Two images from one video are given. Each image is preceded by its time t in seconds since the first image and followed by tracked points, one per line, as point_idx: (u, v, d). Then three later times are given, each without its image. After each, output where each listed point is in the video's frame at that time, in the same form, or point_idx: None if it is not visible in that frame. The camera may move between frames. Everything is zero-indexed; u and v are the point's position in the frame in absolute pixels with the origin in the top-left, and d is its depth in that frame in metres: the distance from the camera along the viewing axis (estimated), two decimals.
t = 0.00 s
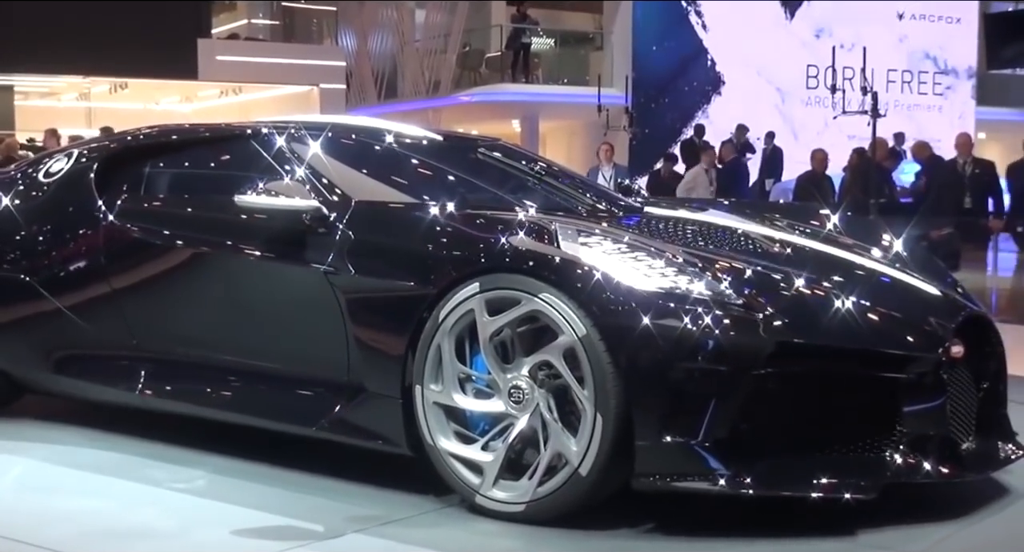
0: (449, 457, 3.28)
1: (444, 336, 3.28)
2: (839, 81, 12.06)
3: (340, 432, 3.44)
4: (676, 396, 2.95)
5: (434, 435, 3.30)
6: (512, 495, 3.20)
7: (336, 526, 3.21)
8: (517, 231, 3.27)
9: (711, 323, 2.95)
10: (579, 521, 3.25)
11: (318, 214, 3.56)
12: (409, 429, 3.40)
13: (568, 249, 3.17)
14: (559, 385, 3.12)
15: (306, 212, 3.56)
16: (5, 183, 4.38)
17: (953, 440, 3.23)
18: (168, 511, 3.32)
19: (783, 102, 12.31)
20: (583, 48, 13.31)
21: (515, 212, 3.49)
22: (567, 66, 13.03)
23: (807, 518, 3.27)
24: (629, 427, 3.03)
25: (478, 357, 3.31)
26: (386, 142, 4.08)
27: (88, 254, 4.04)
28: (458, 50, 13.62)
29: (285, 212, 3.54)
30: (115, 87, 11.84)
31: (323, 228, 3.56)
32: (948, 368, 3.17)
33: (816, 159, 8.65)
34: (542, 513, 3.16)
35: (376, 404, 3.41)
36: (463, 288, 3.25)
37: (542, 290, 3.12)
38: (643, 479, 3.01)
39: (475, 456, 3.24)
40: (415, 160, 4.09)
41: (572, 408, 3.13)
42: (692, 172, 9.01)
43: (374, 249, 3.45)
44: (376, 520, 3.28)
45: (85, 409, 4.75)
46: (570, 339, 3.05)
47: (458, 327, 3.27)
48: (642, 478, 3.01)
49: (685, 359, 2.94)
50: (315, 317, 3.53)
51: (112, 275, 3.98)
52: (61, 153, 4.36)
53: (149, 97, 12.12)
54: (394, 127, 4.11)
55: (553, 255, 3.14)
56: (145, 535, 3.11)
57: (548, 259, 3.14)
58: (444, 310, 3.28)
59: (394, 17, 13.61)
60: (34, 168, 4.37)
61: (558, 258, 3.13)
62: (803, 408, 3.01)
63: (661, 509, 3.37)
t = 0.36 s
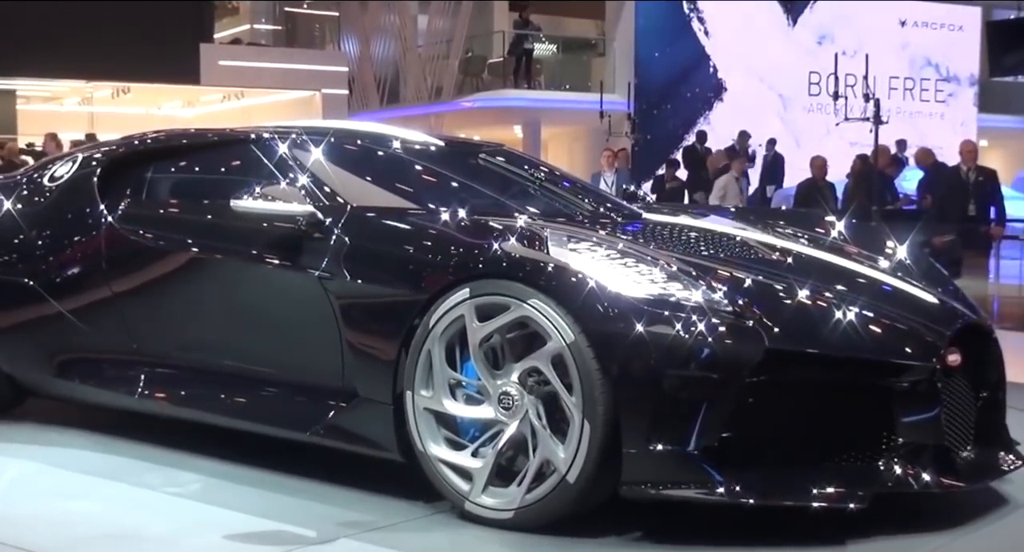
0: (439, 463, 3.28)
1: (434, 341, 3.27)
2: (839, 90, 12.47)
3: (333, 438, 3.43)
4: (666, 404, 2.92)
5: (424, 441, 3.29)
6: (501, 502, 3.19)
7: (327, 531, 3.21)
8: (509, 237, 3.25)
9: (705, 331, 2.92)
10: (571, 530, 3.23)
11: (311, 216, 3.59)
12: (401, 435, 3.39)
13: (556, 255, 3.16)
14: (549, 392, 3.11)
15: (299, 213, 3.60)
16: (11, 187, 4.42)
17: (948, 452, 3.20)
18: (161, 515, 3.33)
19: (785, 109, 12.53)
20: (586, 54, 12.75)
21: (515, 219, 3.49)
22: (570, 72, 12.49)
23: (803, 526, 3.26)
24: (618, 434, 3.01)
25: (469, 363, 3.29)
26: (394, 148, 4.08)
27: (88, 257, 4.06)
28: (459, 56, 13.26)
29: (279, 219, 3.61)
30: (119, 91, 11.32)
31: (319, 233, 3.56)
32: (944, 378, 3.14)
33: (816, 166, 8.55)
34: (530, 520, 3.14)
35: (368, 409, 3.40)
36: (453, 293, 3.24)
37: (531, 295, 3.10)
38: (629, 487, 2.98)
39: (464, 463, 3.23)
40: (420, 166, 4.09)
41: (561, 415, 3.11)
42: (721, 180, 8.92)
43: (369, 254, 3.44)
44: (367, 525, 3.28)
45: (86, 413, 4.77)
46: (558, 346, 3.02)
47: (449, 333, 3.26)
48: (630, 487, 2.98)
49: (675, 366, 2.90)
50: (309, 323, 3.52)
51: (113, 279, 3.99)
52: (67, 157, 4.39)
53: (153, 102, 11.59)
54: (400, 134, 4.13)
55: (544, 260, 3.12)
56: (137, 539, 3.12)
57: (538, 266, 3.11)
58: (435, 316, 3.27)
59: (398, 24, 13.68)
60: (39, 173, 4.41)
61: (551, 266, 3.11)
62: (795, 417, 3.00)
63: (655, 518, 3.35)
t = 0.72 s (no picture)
0: (422, 467, 3.27)
1: (418, 346, 3.26)
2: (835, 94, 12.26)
3: (320, 442, 3.42)
4: (649, 409, 2.91)
5: (408, 446, 3.29)
6: (484, 507, 3.18)
7: (313, 536, 3.20)
8: (493, 241, 3.24)
9: (692, 334, 2.91)
10: (555, 535, 3.22)
11: (300, 222, 3.55)
12: (385, 440, 3.38)
13: (539, 258, 3.14)
14: (531, 396, 3.10)
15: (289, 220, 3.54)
16: (7, 192, 4.42)
17: (938, 457, 3.18)
18: (149, 520, 3.32)
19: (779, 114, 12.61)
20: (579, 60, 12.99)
21: (506, 223, 3.48)
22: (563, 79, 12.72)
23: (794, 532, 3.25)
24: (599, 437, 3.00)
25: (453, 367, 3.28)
26: (392, 152, 4.08)
27: (80, 263, 4.06)
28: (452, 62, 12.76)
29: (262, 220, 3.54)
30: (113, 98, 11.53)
31: (307, 237, 3.55)
32: (933, 382, 3.12)
33: (811, 171, 8.52)
34: (512, 525, 3.14)
35: (353, 415, 3.39)
36: (437, 297, 3.23)
37: (513, 299, 3.09)
38: (609, 492, 2.97)
39: (448, 467, 3.23)
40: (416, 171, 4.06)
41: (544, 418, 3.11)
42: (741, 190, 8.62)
43: (357, 259, 3.43)
44: (354, 529, 3.27)
45: (80, 417, 4.76)
46: (540, 349, 3.02)
47: (432, 337, 3.26)
48: (611, 492, 2.98)
49: (658, 370, 2.89)
50: (297, 328, 3.52)
51: (104, 283, 3.99)
52: (63, 162, 4.39)
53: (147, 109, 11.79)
54: (395, 137, 4.11)
55: (528, 264, 3.11)
56: (125, 543, 3.12)
57: (523, 271, 3.09)
58: (418, 320, 3.26)
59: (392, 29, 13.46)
60: (35, 177, 4.41)
61: (537, 271, 3.08)
62: (781, 421, 2.99)
63: (645, 524, 3.34)
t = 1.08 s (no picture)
0: (390, 468, 3.26)
1: (385, 345, 3.25)
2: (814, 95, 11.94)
3: (290, 443, 3.40)
4: (614, 408, 2.91)
5: (376, 447, 3.27)
6: (451, 508, 3.17)
7: (282, 537, 3.18)
8: (461, 240, 3.21)
9: (662, 334, 2.90)
10: (525, 538, 3.21)
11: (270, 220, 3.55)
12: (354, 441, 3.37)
13: (506, 257, 3.12)
14: (497, 396, 3.09)
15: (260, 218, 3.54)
16: None
17: (909, 457, 3.18)
18: (119, 522, 3.30)
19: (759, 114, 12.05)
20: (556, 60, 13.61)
21: (482, 222, 3.45)
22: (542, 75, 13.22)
23: (767, 532, 3.26)
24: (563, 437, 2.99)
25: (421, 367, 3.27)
26: (374, 152, 4.05)
27: (56, 262, 4.05)
28: (433, 62, 13.42)
29: (229, 219, 3.56)
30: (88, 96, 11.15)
31: (277, 236, 3.53)
32: (905, 381, 3.12)
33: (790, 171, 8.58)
34: (478, 527, 3.13)
35: (322, 416, 3.38)
36: (403, 297, 3.22)
37: (478, 298, 3.08)
38: (574, 492, 2.96)
39: (415, 468, 3.22)
40: (397, 172, 4.00)
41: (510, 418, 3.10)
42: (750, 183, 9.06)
43: (329, 259, 3.41)
44: (322, 530, 3.25)
45: (56, 418, 4.74)
46: (505, 349, 3.01)
47: (399, 337, 3.24)
48: (575, 493, 2.97)
49: (623, 369, 2.89)
50: (268, 328, 3.50)
51: (79, 284, 3.97)
52: (41, 162, 4.38)
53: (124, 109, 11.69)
54: (381, 139, 4.11)
55: (495, 263, 3.09)
56: (92, 545, 3.09)
57: (490, 271, 3.08)
58: (386, 320, 3.25)
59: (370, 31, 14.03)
60: (15, 178, 4.40)
61: (507, 272, 3.06)
62: (753, 421, 2.98)
63: (618, 526, 3.33)
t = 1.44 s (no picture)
0: (351, 468, 3.25)
1: (346, 345, 3.24)
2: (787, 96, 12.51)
3: (253, 442, 3.39)
4: (574, 407, 2.91)
5: (337, 446, 3.26)
6: (411, 508, 3.17)
7: (245, 537, 3.16)
8: (422, 238, 3.19)
9: (629, 332, 2.91)
10: (489, 539, 3.20)
11: (235, 218, 3.53)
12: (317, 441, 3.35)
13: (468, 256, 3.11)
14: (457, 396, 3.09)
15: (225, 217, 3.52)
16: None
17: (875, 457, 3.17)
18: (84, 522, 3.28)
19: (732, 113, 12.44)
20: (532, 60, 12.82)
21: (452, 222, 3.40)
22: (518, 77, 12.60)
23: (735, 531, 3.27)
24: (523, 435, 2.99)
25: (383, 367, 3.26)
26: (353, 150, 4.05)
27: (27, 262, 4.03)
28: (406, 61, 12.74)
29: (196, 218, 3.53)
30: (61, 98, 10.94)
31: (242, 235, 3.51)
32: (872, 381, 3.10)
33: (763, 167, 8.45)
34: (439, 527, 3.12)
35: (285, 415, 3.36)
36: (364, 296, 3.21)
37: (438, 297, 3.08)
38: (535, 493, 2.97)
39: (375, 468, 3.21)
40: (371, 171, 3.97)
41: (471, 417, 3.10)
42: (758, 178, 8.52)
43: (294, 258, 3.39)
44: (285, 530, 3.24)
45: (28, 417, 4.71)
46: (464, 348, 3.01)
47: (361, 336, 3.23)
48: (534, 492, 2.97)
49: (582, 368, 2.89)
50: (233, 328, 3.48)
51: (49, 283, 3.95)
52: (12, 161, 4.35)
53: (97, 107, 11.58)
54: (362, 136, 4.11)
55: (459, 262, 3.08)
56: (56, 545, 3.07)
57: (455, 272, 3.06)
58: (347, 319, 3.24)
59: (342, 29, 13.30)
60: None
61: (471, 273, 3.05)
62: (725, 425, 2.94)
63: (586, 526, 3.33)
